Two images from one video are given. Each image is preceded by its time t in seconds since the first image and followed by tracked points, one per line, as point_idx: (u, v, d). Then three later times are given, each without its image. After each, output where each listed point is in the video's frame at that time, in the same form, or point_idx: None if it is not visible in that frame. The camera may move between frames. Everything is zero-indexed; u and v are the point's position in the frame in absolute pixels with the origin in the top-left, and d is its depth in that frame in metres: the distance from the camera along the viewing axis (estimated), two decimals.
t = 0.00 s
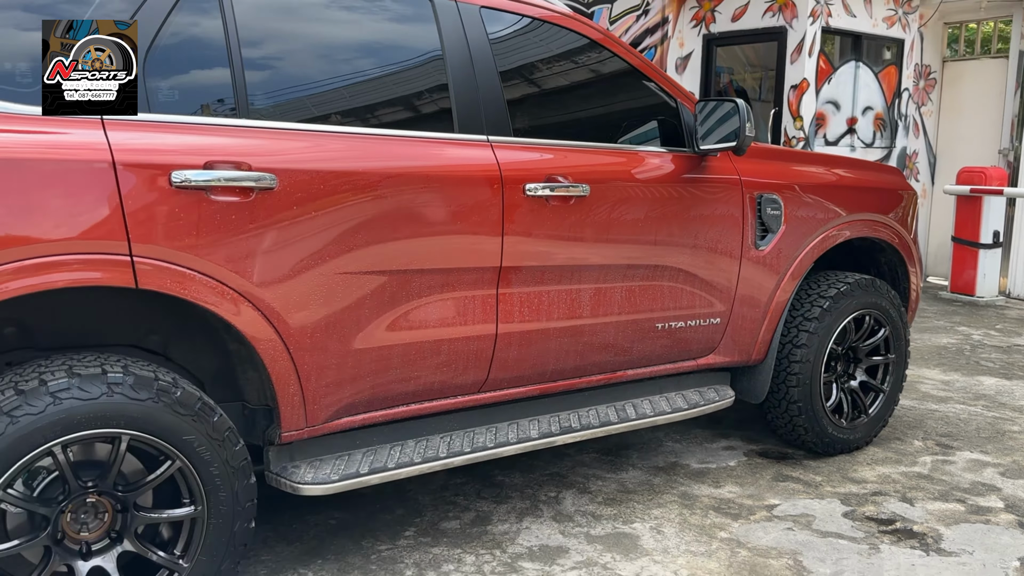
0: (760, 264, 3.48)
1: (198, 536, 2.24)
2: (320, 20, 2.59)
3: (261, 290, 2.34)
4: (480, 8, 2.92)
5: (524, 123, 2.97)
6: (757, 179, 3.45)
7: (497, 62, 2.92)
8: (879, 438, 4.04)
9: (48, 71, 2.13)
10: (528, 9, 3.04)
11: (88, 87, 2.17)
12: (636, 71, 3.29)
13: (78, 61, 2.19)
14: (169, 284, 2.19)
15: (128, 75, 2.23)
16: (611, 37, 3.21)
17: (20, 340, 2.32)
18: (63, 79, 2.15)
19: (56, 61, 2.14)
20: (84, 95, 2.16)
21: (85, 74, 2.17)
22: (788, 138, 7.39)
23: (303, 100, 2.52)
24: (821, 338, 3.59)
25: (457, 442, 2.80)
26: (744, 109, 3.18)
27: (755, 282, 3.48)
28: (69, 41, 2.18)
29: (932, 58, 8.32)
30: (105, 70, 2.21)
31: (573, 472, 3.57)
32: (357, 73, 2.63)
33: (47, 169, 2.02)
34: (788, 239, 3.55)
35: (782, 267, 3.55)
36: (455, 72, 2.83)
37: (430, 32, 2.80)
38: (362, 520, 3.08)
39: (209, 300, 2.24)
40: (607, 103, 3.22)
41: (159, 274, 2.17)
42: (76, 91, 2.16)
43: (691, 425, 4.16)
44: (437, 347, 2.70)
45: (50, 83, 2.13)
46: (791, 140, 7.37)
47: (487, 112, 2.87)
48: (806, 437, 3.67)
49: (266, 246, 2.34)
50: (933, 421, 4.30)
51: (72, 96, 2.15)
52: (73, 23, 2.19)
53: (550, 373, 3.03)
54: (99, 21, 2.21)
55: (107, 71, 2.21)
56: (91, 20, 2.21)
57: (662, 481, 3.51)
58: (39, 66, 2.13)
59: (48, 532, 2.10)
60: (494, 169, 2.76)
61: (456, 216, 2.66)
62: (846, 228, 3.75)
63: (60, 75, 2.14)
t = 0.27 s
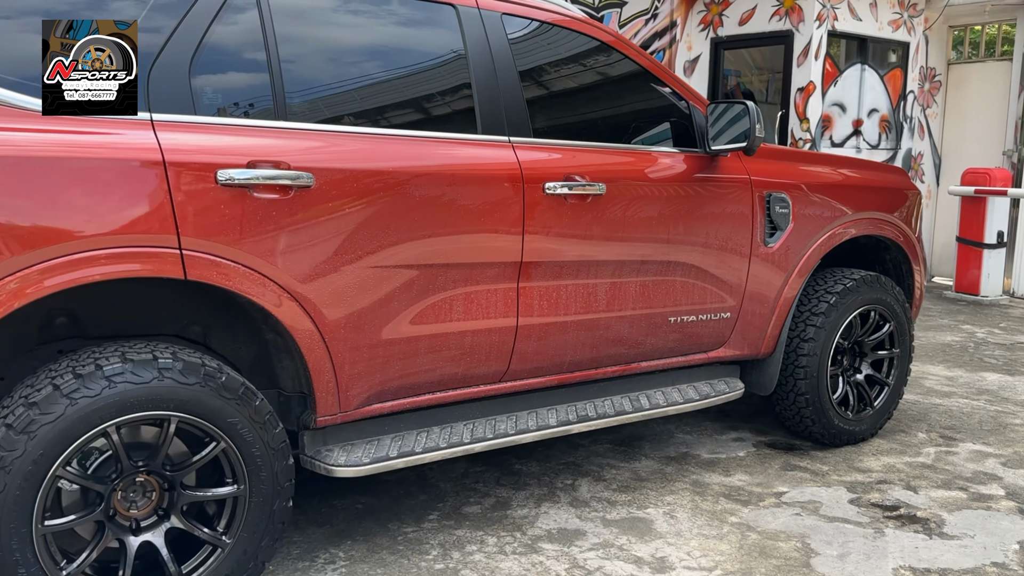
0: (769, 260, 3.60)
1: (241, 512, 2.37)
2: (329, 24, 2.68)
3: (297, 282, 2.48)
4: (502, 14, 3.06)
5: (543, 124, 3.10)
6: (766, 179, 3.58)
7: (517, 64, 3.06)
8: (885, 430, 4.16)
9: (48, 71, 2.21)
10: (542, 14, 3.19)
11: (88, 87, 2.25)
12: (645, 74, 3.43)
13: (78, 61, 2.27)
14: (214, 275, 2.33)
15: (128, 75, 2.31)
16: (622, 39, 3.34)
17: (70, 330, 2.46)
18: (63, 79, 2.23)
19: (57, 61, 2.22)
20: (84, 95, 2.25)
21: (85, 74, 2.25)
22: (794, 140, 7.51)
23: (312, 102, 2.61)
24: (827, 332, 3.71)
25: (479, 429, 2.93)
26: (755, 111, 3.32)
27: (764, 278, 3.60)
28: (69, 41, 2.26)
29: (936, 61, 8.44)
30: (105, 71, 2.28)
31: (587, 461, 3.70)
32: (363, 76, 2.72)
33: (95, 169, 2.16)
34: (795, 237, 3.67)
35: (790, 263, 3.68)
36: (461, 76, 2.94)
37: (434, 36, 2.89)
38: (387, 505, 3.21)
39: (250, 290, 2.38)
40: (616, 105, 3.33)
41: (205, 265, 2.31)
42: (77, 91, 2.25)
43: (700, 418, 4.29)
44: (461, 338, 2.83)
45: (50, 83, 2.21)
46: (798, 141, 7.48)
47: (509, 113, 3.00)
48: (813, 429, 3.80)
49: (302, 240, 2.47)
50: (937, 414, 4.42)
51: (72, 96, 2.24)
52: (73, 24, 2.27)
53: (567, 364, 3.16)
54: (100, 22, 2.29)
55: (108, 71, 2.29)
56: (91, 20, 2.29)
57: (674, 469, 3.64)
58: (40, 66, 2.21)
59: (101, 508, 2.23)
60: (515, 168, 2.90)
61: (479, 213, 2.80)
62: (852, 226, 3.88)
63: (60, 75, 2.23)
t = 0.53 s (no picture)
0: (781, 260, 3.71)
1: (280, 501, 2.48)
2: (336, 30, 2.73)
3: (332, 280, 2.58)
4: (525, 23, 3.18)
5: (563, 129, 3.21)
6: (778, 180, 3.68)
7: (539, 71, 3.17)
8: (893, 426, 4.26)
9: (49, 71, 2.26)
10: (550, 19, 3.26)
11: (88, 88, 2.31)
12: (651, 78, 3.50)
13: (78, 61, 2.31)
14: (255, 274, 2.44)
15: (128, 76, 2.36)
16: (632, 41, 3.44)
17: (115, 327, 2.57)
18: (64, 80, 2.28)
19: (57, 62, 2.27)
20: (85, 96, 2.30)
21: (85, 74, 2.30)
22: (801, 142, 7.61)
23: (319, 106, 2.67)
24: (837, 330, 3.81)
25: (503, 423, 3.04)
26: (768, 115, 3.42)
27: (775, 277, 3.70)
28: (69, 41, 2.30)
29: (941, 64, 8.54)
30: (105, 71, 2.33)
31: (603, 456, 3.81)
32: (370, 81, 2.79)
33: (138, 174, 2.26)
34: (806, 237, 3.77)
35: (801, 263, 3.78)
36: (467, 81, 3.00)
37: (439, 42, 2.95)
38: (412, 496, 3.32)
39: (289, 287, 2.49)
40: (622, 109, 3.40)
41: (247, 264, 2.42)
42: (77, 91, 2.30)
43: (712, 415, 4.39)
44: (485, 335, 2.94)
45: (50, 83, 2.26)
46: (805, 143, 7.58)
47: (531, 118, 3.11)
48: (823, 424, 3.90)
49: (337, 240, 2.58)
50: (943, 411, 4.52)
51: (73, 97, 2.29)
52: (73, 23, 2.31)
53: (586, 361, 3.27)
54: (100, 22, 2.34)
55: (108, 72, 2.33)
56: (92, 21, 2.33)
57: (688, 464, 3.75)
58: (40, 66, 2.25)
59: (147, 496, 2.33)
60: (538, 170, 3.00)
61: (504, 214, 2.91)
62: (861, 227, 3.98)
63: (60, 76, 2.27)
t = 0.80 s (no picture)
0: (795, 257, 3.79)
1: (317, 488, 2.57)
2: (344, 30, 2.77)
3: (365, 276, 2.66)
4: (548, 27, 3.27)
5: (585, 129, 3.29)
6: (792, 180, 3.76)
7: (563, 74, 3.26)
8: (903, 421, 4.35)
9: (48, 71, 2.30)
10: (557, 20, 3.31)
11: (88, 87, 2.35)
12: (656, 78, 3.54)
13: (78, 61, 2.35)
14: (294, 269, 2.52)
15: (128, 75, 2.39)
16: (645, 40, 3.50)
17: (156, 320, 2.65)
18: (64, 80, 2.33)
19: (57, 62, 2.31)
20: (85, 96, 2.35)
21: (85, 74, 2.34)
22: (808, 142, 7.69)
23: (328, 106, 2.71)
24: (850, 326, 3.90)
25: (527, 415, 3.12)
26: (784, 115, 3.50)
27: (789, 274, 3.78)
28: (68, 41, 2.34)
29: (945, 66, 8.62)
30: (105, 71, 2.37)
31: (620, 449, 3.89)
32: (375, 81, 2.82)
33: (177, 174, 2.33)
34: (819, 235, 3.85)
35: (813, 260, 3.86)
36: (471, 82, 3.03)
37: (443, 42, 2.98)
38: (436, 488, 3.40)
39: (325, 283, 2.57)
40: (628, 109, 3.44)
41: (286, 259, 2.50)
42: (77, 91, 2.35)
43: (724, 410, 4.47)
44: (511, 330, 3.02)
45: (50, 83, 2.30)
46: (811, 143, 7.66)
47: (555, 120, 3.19)
48: (836, 419, 3.98)
49: (372, 237, 2.67)
50: (952, 407, 4.61)
51: (73, 97, 2.34)
52: (73, 23, 2.34)
53: (607, 356, 3.35)
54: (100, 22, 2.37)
55: (108, 72, 2.37)
56: (91, 21, 2.36)
57: (704, 457, 3.83)
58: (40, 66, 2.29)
59: (191, 483, 2.41)
60: (561, 169, 3.09)
61: (529, 212, 2.99)
62: (873, 225, 4.07)
63: (60, 75, 2.32)
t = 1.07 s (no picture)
0: (814, 254, 3.90)
1: (365, 473, 2.67)
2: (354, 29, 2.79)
3: (410, 269, 2.77)
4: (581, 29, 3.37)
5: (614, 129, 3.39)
6: (811, 178, 3.87)
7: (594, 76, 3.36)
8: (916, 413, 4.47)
9: (48, 72, 2.32)
10: (578, 20, 3.38)
11: (88, 88, 2.36)
12: (667, 77, 3.60)
13: (79, 61, 2.37)
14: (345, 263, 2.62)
15: (128, 76, 2.40)
16: (663, 39, 3.59)
17: (208, 312, 2.76)
18: (64, 80, 2.34)
19: (57, 63, 2.33)
20: (84, 96, 2.36)
21: (85, 74, 2.36)
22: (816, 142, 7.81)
23: (372, 107, 2.81)
24: (867, 321, 4.01)
25: (560, 405, 3.22)
26: (807, 115, 3.61)
27: (809, 270, 3.89)
28: (69, 41, 2.36)
29: (949, 68, 8.74)
30: (105, 71, 2.38)
31: (643, 441, 3.99)
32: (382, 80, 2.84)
33: (220, 171, 2.40)
34: (837, 232, 3.96)
35: (831, 256, 3.96)
36: (478, 81, 3.06)
37: (449, 41, 3.01)
38: (467, 477, 3.50)
39: (373, 276, 2.67)
40: (636, 107, 3.48)
41: (339, 253, 2.60)
42: (77, 92, 2.36)
43: (741, 404, 4.58)
44: (545, 322, 3.13)
45: (50, 83, 2.32)
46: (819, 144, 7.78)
47: (585, 120, 3.29)
48: (853, 411, 4.09)
49: (417, 232, 2.77)
50: (963, 400, 4.72)
51: (73, 98, 2.35)
52: (73, 24, 2.37)
53: (635, 348, 3.46)
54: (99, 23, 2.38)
55: (107, 72, 2.38)
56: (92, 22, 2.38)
57: (725, 448, 3.94)
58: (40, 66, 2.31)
59: (247, 467, 2.51)
60: (594, 168, 3.19)
61: (564, 209, 3.09)
62: (888, 223, 4.18)
63: (60, 76, 2.33)
